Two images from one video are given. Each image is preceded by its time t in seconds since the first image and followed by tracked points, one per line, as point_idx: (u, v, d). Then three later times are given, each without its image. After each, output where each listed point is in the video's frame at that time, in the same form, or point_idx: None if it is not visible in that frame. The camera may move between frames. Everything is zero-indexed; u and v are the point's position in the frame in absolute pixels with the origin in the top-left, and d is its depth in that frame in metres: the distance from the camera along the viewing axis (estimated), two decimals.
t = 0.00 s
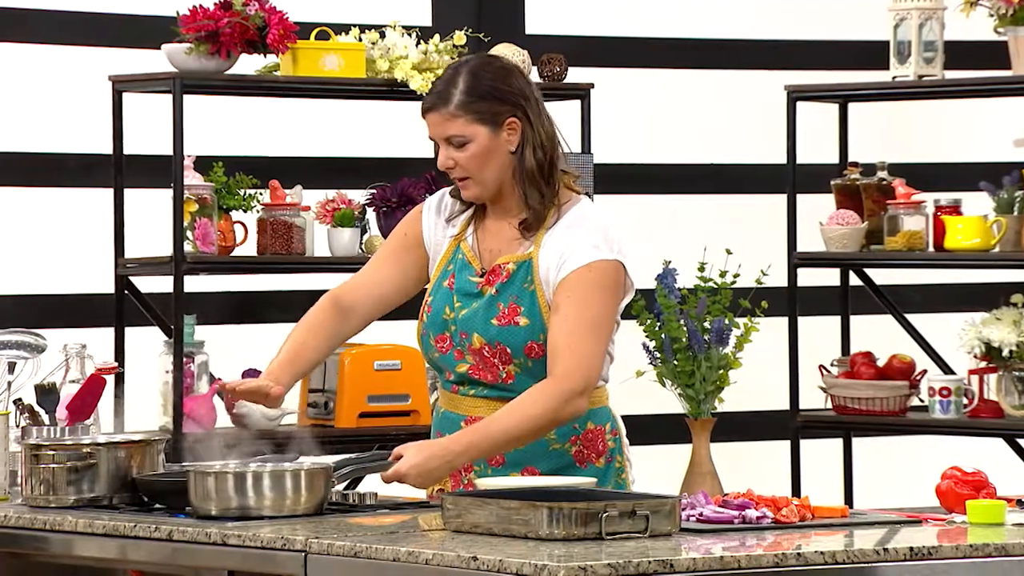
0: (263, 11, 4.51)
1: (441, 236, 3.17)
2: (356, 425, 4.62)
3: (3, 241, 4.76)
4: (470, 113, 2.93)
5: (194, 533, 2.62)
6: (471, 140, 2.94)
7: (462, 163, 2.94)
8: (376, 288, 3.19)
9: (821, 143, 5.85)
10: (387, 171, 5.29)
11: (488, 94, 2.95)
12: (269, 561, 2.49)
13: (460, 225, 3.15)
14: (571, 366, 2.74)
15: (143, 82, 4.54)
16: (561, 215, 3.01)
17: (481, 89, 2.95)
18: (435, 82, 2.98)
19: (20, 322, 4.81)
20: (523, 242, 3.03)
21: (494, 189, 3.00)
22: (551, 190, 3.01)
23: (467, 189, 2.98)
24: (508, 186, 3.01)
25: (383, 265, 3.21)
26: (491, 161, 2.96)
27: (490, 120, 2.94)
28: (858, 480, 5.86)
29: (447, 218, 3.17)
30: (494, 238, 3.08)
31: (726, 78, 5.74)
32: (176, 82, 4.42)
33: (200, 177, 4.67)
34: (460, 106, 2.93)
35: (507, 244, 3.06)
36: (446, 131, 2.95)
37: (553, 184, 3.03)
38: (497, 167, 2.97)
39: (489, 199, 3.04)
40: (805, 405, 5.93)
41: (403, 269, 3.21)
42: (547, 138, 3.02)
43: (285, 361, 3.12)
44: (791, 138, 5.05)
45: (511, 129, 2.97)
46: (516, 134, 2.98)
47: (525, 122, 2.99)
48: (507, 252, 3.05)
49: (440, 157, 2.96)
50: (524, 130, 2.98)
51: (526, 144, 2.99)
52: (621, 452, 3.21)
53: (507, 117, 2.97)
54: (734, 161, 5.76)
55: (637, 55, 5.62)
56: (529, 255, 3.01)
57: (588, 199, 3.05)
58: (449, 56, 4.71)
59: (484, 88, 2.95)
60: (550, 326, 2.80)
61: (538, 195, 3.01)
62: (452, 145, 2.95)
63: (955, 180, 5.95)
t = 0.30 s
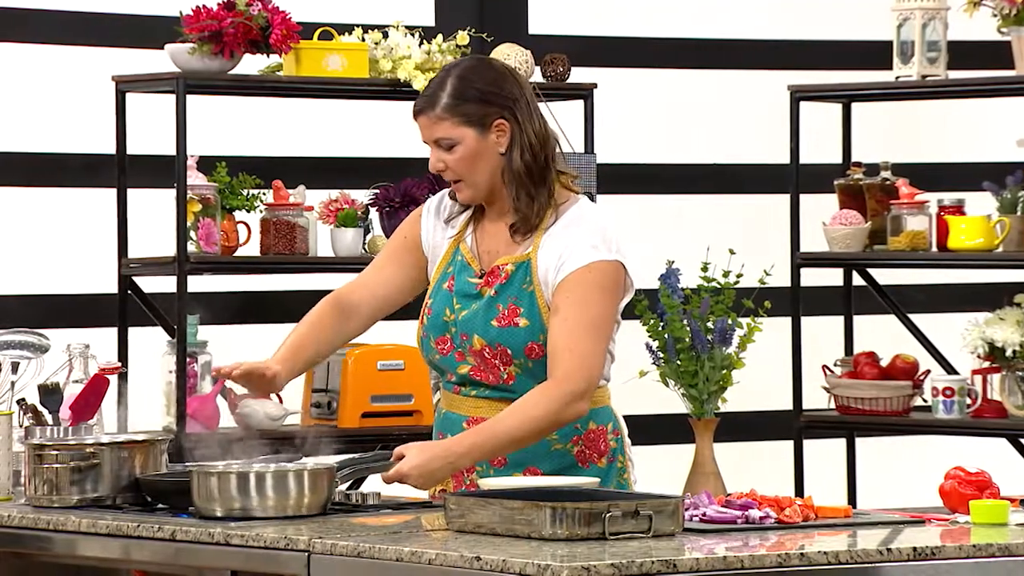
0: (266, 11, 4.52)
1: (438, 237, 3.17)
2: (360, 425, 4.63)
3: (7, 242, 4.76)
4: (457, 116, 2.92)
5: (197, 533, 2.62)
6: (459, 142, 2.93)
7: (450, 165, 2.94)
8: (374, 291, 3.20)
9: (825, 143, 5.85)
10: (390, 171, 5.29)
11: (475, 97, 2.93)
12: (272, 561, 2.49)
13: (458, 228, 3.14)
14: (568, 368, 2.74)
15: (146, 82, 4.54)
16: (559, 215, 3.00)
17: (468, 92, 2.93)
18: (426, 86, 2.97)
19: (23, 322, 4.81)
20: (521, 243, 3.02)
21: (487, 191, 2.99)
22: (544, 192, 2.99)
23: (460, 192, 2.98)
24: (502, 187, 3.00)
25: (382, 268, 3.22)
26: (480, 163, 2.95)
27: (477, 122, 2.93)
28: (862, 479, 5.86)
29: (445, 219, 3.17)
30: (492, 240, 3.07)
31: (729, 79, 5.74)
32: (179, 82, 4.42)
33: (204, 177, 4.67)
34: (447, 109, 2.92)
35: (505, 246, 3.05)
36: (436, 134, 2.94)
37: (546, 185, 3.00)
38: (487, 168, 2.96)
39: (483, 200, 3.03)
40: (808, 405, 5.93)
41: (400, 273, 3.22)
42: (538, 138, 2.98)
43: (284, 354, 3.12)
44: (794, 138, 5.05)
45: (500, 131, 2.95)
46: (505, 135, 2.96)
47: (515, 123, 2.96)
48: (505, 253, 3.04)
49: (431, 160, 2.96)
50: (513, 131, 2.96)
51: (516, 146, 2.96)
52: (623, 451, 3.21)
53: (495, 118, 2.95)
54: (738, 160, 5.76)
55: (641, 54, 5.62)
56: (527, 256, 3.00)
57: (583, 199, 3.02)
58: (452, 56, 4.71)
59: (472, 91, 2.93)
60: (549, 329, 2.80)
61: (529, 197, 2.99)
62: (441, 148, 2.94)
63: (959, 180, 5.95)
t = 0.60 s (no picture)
0: (274, 11, 4.52)
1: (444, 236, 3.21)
2: (367, 426, 4.64)
3: (15, 242, 4.77)
4: (456, 116, 2.91)
5: (204, 533, 2.62)
6: (458, 143, 2.92)
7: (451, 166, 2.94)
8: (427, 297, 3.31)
9: (833, 143, 5.84)
10: (398, 171, 5.30)
11: (475, 98, 2.92)
12: (281, 561, 2.49)
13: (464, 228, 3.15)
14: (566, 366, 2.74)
15: (154, 82, 4.54)
16: (561, 216, 2.98)
17: (468, 93, 2.92)
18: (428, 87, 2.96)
19: (31, 322, 4.81)
20: (523, 242, 3.01)
21: (489, 190, 2.99)
22: (545, 192, 2.98)
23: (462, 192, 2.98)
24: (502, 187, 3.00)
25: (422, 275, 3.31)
26: (480, 163, 2.94)
27: (477, 123, 2.92)
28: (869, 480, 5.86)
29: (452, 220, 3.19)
30: (496, 240, 3.07)
31: (737, 78, 5.74)
32: (187, 82, 4.43)
33: (211, 177, 4.67)
34: (446, 110, 2.91)
35: (507, 247, 3.04)
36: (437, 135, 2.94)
37: (547, 184, 2.99)
38: (488, 168, 2.96)
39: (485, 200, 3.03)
40: (815, 406, 5.92)
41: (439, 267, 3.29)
42: (539, 138, 2.97)
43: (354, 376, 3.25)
44: (802, 138, 5.04)
45: (500, 131, 2.94)
46: (506, 136, 2.95)
47: (515, 123, 2.95)
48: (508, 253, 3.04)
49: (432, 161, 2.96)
50: (514, 131, 2.94)
51: (516, 145, 2.95)
52: (631, 451, 3.20)
53: (496, 119, 2.94)
54: (745, 162, 5.76)
55: (649, 54, 5.62)
56: (530, 256, 2.99)
57: (585, 199, 3.01)
58: (460, 56, 4.72)
59: (471, 92, 2.92)
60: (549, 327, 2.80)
61: (529, 196, 2.98)
62: (442, 148, 2.94)
63: (966, 180, 5.94)
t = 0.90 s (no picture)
0: (280, 11, 4.52)
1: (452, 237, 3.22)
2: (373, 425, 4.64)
3: (22, 242, 4.77)
4: (462, 115, 2.91)
5: (210, 533, 2.63)
6: (465, 142, 2.92)
7: (456, 167, 2.93)
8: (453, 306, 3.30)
9: (839, 143, 5.84)
10: (404, 171, 5.30)
11: (481, 97, 2.92)
12: (287, 561, 2.50)
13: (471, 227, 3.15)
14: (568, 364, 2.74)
15: (160, 82, 4.54)
16: (565, 216, 2.98)
17: (474, 91, 2.92)
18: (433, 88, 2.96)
19: (38, 322, 4.81)
20: (527, 242, 3.01)
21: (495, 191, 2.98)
22: (549, 192, 2.98)
23: (468, 192, 2.98)
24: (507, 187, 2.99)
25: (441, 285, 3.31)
26: (486, 163, 2.94)
27: (483, 122, 2.92)
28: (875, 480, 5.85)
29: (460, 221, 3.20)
30: (501, 240, 3.08)
31: (743, 78, 5.74)
32: (193, 83, 4.43)
33: (217, 177, 4.67)
34: (453, 109, 2.91)
35: (512, 247, 3.04)
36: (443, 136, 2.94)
37: (551, 184, 2.99)
38: (494, 168, 2.95)
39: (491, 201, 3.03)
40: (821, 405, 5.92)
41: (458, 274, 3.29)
42: (545, 138, 2.97)
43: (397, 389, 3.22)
44: (807, 138, 5.04)
45: (506, 130, 2.94)
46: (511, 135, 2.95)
47: (521, 123, 2.95)
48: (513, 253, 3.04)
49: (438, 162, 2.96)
50: (519, 130, 2.94)
51: (521, 145, 2.95)
52: (636, 451, 3.20)
53: (502, 118, 2.93)
54: (751, 161, 5.76)
55: (654, 54, 5.61)
56: (532, 256, 2.99)
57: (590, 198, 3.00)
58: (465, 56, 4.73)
59: (478, 92, 2.92)
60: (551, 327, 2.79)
61: (533, 196, 2.98)
62: (448, 148, 2.94)
63: (973, 180, 5.94)
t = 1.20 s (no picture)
0: (284, 11, 4.53)
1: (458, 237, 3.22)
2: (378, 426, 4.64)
3: (27, 242, 4.77)
4: (470, 115, 2.90)
5: (215, 533, 2.63)
6: (472, 142, 2.91)
7: (463, 166, 2.92)
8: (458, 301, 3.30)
9: (844, 144, 5.84)
10: (409, 172, 5.30)
11: (489, 97, 2.91)
12: (291, 561, 2.50)
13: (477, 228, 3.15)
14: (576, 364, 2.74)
15: (165, 83, 4.54)
16: (572, 216, 2.98)
17: (482, 91, 2.91)
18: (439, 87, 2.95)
19: (42, 323, 4.81)
20: (534, 242, 3.01)
21: (501, 191, 2.98)
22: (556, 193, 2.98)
23: (473, 191, 2.97)
24: (513, 187, 2.99)
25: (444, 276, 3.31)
26: (493, 163, 2.93)
27: (491, 122, 2.91)
28: (881, 480, 5.85)
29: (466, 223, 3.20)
30: (507, 240, 3.08)
31: (748, 78, 5.73)
32: (199, 83, 4.43)
33: (222, 177, 4.68)
34: (461, 109, 2.90)
35: (519, 248, 3.04)
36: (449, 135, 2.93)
37: (558, 184, 2.99)
38: (500, 168, 2.95)
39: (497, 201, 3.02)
40: (826, 406, 5.92)
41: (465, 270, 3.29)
42: (552, 138, 2.96)
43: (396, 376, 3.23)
44: (812, 137, 5.03)
45: (513, 130, 2.93)
46: (519, 135, 2.94)
47: (529, 123, 2.94)
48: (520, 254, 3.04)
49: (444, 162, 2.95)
50: (527, 131, 2.94)
51: (529, 145, 2.94)
52: (643, 451, 3.20)
53: (510, 118, 2.93)
54: (756, 162, 5.75)
55: (658, 54, 5.61)
56: (540, 256, 2.99)
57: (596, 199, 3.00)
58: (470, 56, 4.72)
59: (486, 91, 2.91)
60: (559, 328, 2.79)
61: (541, 197, 2.98)
62: (455, 148, 2.93)
63: (978, 180, 5.93)
